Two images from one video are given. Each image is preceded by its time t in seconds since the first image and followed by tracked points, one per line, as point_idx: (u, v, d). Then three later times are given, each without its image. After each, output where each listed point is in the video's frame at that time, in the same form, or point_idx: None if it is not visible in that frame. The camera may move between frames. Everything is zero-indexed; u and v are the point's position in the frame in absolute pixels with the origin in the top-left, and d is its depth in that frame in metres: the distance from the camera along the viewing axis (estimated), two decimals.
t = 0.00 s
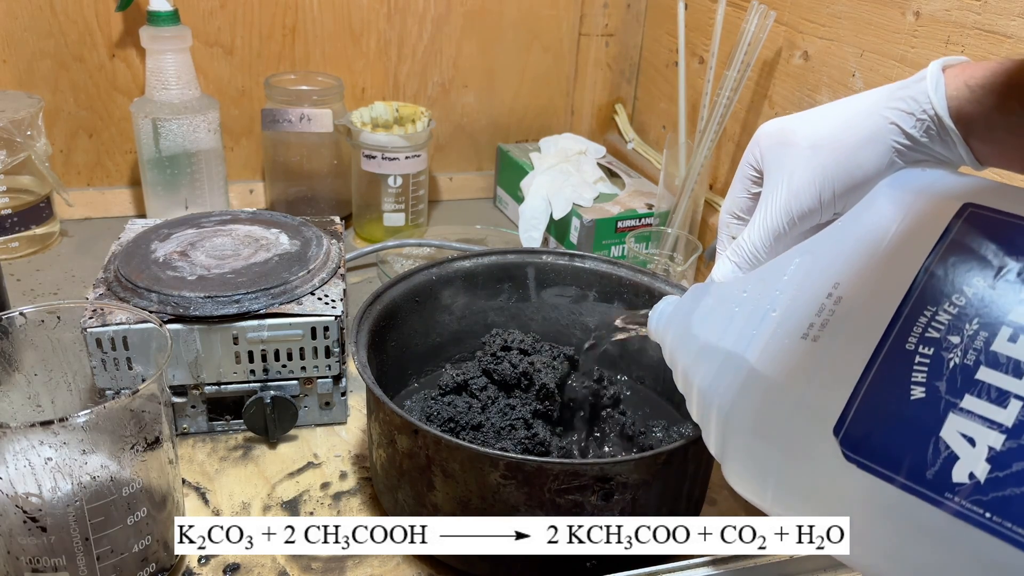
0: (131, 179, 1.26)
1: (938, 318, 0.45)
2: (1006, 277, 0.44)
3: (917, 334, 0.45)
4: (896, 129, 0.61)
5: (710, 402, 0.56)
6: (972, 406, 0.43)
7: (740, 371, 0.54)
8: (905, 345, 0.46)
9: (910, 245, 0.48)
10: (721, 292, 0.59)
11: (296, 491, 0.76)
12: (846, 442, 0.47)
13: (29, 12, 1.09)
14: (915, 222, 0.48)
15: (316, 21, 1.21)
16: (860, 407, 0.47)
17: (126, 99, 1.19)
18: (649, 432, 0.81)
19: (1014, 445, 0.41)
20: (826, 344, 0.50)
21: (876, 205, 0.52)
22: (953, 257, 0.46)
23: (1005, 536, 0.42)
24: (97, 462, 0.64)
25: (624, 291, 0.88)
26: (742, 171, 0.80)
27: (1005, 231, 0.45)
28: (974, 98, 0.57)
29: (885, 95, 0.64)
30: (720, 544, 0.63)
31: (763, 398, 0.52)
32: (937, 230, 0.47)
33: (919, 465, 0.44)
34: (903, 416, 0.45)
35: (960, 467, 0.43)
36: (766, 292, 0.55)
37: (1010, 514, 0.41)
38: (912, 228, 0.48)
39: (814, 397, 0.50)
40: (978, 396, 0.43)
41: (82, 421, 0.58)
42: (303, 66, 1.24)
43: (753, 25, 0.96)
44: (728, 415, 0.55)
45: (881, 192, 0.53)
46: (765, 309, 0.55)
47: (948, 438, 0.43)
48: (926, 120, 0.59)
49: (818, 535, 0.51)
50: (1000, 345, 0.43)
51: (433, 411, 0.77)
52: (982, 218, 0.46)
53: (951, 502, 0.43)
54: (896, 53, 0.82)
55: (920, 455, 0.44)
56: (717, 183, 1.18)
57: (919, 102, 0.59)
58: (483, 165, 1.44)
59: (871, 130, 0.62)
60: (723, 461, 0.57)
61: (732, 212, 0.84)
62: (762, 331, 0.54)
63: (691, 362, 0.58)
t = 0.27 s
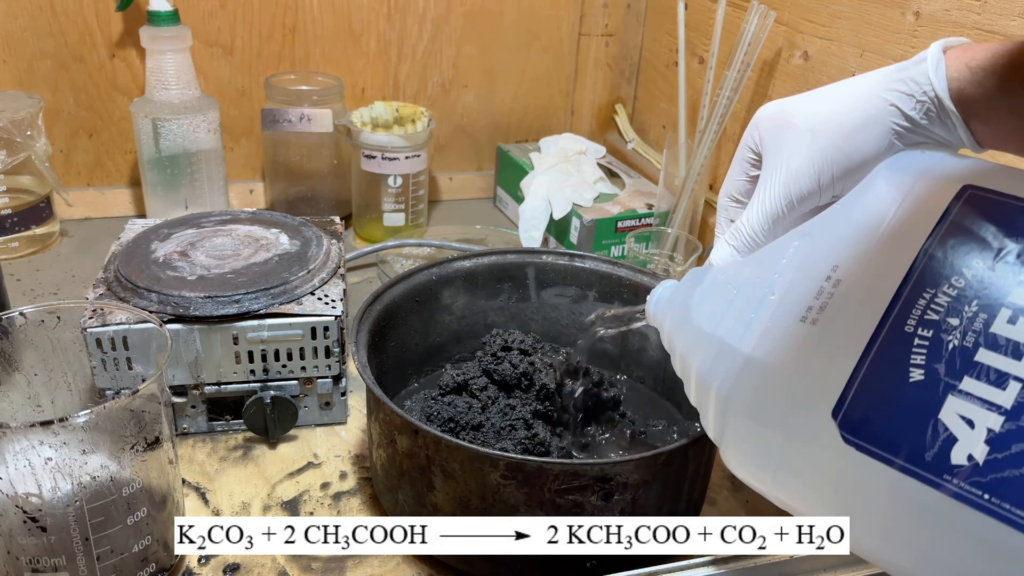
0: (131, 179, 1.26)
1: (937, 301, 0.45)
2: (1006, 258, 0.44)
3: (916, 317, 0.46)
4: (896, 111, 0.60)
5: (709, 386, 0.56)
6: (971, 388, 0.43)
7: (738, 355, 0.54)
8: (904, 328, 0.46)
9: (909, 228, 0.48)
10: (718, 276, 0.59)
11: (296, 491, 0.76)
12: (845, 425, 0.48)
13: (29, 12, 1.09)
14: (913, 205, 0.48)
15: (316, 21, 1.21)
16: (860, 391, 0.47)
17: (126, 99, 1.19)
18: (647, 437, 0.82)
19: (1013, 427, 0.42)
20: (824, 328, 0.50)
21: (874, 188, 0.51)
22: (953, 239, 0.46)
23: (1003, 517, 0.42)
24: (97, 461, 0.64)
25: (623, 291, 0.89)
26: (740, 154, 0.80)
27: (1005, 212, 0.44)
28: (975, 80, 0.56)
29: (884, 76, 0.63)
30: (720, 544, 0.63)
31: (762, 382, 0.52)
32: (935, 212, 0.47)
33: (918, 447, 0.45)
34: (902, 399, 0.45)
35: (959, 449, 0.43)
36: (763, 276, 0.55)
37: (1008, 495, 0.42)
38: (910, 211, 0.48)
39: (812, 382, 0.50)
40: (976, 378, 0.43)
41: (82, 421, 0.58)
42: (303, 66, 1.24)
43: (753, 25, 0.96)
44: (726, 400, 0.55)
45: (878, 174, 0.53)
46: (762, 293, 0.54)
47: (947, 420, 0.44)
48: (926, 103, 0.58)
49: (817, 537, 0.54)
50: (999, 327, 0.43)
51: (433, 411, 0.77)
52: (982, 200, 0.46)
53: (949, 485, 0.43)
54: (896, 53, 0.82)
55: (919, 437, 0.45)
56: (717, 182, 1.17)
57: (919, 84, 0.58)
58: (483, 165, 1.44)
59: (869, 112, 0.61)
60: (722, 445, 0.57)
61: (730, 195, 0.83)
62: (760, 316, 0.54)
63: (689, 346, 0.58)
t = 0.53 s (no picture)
0: (131, 179, 1.26)
1: (924, 293, 0.45)
2: (992, 250, 0.44)
3: (903, 309, 0.46)
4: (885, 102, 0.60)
5: (696, 378, 0.56)
6: (957, 380, 0.43)
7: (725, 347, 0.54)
8: (891, 320, 0.46)
9: (899, 219, 0.48)
10: (705, 267, 0.59)
11: (296, 490, 0.76)
12: (831, 417, 0.48)
13: (29, 12, 1.09)
14: (902, 196, 0.48)
15: (316, 21, 1.21)
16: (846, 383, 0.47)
17: (126, 99, 1.19)
18: (647, 439, 0.81)
19: (999, 419, 0.42)
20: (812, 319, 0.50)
21: (862, 180, 0.51)
22: (940, 231, 0.46)
23: (989, 508, 0.42)
24: (97, 461, 0.64)
25: (624, 292, 0.89)
26: (729, 145, 0.79)
27: (993, 204, 0.45)
28: (964, 73, 0.55)
29: (876, 67, 0.62)
30: (720, 544, 0.63)
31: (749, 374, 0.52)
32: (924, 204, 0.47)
33: (904, 439, 0.45)
34: (888, 392, 0.45)
35: (946, 441, 0.43)
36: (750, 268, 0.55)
37: (994, 487, 0.42)
38: (898, 202, 0.48)
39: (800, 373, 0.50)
40: (963, 369, 0.43)
41: (82, 421, 0.58)
42: (303, 66, 1.24)
43: (753, 25, 0.96)
44: (713, 392, 0.55)
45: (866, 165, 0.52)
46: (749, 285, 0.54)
47: (934, 412, 0.44)
48: (914, 94, 0.57)
49: (818, 536, 0.54)
50: (986, 319, 0.43)
51: (433, 411, 0.77)
52: (969, 191, 0.46)
53: (936, 476, 0.44)
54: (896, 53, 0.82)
55: (905, 429, 0.45)
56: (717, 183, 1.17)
57: (908, 75, 0.58)
58: (483, 165, 1.44)
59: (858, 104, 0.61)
60: (709, 437, 0.57)
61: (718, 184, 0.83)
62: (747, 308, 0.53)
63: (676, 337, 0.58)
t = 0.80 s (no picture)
0: (131, 179, 1.26)
1: (913, 294, 0.45)
2: (982, 254, 0.44)
3: (892, 308, 0.46)
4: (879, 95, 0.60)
5: (682, 370, 0.55)
6: (942, 381, 0.43)
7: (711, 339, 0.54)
8: (879, 319, 0.46)
9: (890, 216, 0.47)
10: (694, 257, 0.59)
11: (296, 491, 0.76)
12: (816, 413, 0.48)
13: (29, 12, 1.09)
14: (894, 194, 0.48)
15: (316, 21, 1.21)
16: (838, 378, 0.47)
17: (126, 99, 1.19)
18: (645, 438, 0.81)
19: (982, 422, 0.42)
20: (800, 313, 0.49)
21: (855, 175, 0.51)
22: (931, 231, 0.46)
23: (967, 510, 0.43)
24: (97, 461, 0.64)
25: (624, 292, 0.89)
26: (724, 135, 0.79)
27: (984, 206, 0.45)
28: (961, 66, 0.56)
29: (870, 60, 0.62)
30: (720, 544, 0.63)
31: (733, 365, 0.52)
32: (916, 202, 0.47)
33: (888, 438, 0.45)
34: (874, 390, 0.46)
35: (929, 441, 0.43)
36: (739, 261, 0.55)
37: (975, 489, 0.42)
38: (889, 199, 0.48)
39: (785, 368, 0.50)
40: (948, 371, 0.43)
41: (82, 421, 0.58)
42: (303, 66, 1.24)
43: (753, 25, 0.96)
44: (697, 383, 0.54)
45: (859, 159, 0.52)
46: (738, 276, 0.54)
47: (918, 412, 0.44)
48: (911, 87, 0.58)
49: (817, 537, 0.53)
50: (974, 322, 0.43)
51: (433, 411, 0.77)
52: (962, 191, 0.46)
53: (917, 476, 0.44)
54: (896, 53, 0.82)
55: (889, 428, 0.45)
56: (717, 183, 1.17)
57: (905, 68, 0.58)
58: (483, 164, 1.44)
59: (853, 96, 0.61)
60: (692, 428, 0.57)
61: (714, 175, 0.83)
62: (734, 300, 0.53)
63: (661, 327, 0.58)
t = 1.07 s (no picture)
0: (131, 179, 1.25)
1: (906, 312, 0.45)
2: (979, 282, 0.43)
3: (883, 325, 0.45)
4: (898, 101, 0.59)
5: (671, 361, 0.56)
6: (924, 403, 0.43)
7: (705, 335, 0.54)
8: (870, 334, 0.45)
9: (893, 229, 0.47)
10: (699, 249, 0.59)
11: (296, 491, 0.76)
12: (796, 418, 0.48)
13: (29, 12, 1.09)
14: (900, 210, 0.47)
15: (316, 20, 1.21)
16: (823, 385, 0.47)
17: (126, 99, 1.19)
18: (644, 432, 0.82)
19: (957, 448, 0.42)
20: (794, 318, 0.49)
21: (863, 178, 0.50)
22: (932, 252, 0.45)
23: (931, 531, 0.42)
24: (97, 461, 0.64)
25: (624, 291, 0.89)
26: (734, 127, 0.78)
27: (988, 232, 0.44)
28: (975, 72, 0.56)
29: (887, 65, 0.62)
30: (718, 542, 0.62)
31: (722, 363, 0.52)
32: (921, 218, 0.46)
33: (863, 453, 0.45)
34: (856, 404, 0.45)
35: (903, 460, 0.43)
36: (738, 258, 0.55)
37: (942, 513, 0.42)
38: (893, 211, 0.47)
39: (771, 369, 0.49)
40: (931, 394, 0.43)
41: (82, 421, 0.58)
42: (303, 66, 1.24)
43: (753, 25, 0.96)
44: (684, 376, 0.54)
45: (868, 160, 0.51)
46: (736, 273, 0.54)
47: (896, 431, 0.44)
48: (928, 94, 0.57)
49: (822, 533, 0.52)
50: (962, 348, 0.43)
51: (433, 411, 0.77)
52: (969, 214, 0.45)
53: (887, 493, 0.44)
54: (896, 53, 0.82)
55: (866, 443, 0.45)
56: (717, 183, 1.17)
57: (924, 74, 0.57)
58: (483, 165, 1.44)
59: (879, 96, 0.60)
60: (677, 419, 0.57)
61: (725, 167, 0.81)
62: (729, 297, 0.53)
63: (657, 315, 0.58)
